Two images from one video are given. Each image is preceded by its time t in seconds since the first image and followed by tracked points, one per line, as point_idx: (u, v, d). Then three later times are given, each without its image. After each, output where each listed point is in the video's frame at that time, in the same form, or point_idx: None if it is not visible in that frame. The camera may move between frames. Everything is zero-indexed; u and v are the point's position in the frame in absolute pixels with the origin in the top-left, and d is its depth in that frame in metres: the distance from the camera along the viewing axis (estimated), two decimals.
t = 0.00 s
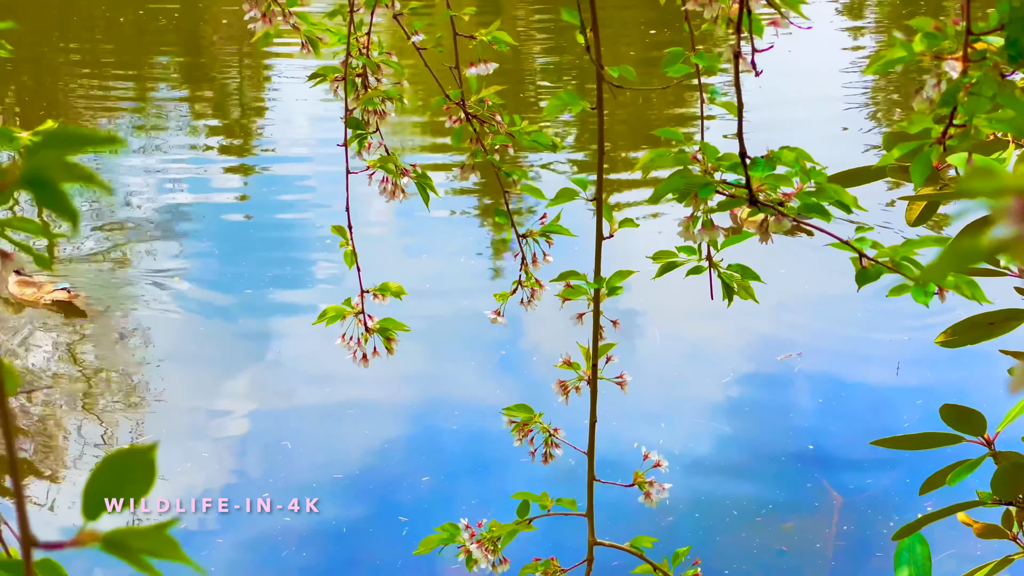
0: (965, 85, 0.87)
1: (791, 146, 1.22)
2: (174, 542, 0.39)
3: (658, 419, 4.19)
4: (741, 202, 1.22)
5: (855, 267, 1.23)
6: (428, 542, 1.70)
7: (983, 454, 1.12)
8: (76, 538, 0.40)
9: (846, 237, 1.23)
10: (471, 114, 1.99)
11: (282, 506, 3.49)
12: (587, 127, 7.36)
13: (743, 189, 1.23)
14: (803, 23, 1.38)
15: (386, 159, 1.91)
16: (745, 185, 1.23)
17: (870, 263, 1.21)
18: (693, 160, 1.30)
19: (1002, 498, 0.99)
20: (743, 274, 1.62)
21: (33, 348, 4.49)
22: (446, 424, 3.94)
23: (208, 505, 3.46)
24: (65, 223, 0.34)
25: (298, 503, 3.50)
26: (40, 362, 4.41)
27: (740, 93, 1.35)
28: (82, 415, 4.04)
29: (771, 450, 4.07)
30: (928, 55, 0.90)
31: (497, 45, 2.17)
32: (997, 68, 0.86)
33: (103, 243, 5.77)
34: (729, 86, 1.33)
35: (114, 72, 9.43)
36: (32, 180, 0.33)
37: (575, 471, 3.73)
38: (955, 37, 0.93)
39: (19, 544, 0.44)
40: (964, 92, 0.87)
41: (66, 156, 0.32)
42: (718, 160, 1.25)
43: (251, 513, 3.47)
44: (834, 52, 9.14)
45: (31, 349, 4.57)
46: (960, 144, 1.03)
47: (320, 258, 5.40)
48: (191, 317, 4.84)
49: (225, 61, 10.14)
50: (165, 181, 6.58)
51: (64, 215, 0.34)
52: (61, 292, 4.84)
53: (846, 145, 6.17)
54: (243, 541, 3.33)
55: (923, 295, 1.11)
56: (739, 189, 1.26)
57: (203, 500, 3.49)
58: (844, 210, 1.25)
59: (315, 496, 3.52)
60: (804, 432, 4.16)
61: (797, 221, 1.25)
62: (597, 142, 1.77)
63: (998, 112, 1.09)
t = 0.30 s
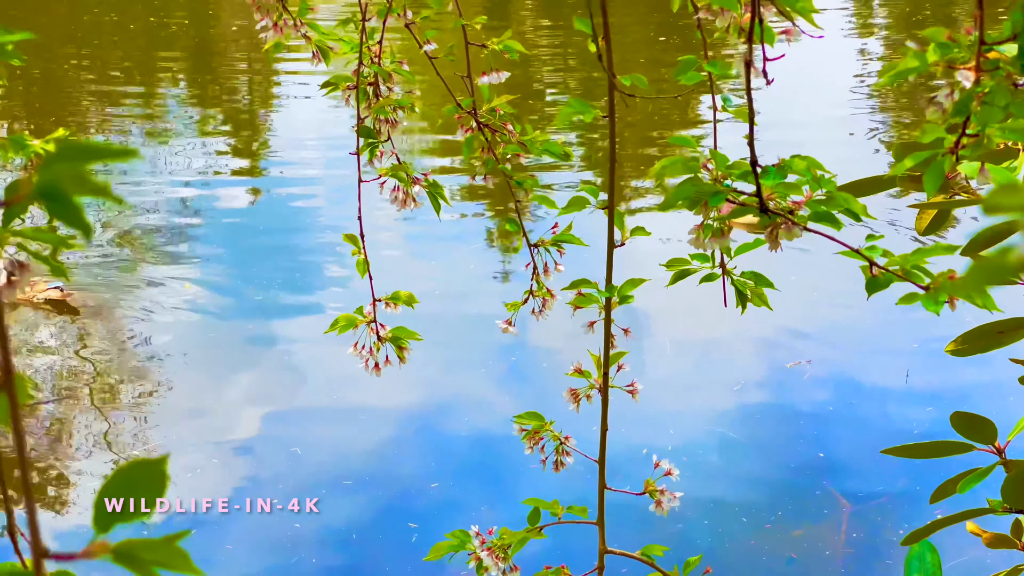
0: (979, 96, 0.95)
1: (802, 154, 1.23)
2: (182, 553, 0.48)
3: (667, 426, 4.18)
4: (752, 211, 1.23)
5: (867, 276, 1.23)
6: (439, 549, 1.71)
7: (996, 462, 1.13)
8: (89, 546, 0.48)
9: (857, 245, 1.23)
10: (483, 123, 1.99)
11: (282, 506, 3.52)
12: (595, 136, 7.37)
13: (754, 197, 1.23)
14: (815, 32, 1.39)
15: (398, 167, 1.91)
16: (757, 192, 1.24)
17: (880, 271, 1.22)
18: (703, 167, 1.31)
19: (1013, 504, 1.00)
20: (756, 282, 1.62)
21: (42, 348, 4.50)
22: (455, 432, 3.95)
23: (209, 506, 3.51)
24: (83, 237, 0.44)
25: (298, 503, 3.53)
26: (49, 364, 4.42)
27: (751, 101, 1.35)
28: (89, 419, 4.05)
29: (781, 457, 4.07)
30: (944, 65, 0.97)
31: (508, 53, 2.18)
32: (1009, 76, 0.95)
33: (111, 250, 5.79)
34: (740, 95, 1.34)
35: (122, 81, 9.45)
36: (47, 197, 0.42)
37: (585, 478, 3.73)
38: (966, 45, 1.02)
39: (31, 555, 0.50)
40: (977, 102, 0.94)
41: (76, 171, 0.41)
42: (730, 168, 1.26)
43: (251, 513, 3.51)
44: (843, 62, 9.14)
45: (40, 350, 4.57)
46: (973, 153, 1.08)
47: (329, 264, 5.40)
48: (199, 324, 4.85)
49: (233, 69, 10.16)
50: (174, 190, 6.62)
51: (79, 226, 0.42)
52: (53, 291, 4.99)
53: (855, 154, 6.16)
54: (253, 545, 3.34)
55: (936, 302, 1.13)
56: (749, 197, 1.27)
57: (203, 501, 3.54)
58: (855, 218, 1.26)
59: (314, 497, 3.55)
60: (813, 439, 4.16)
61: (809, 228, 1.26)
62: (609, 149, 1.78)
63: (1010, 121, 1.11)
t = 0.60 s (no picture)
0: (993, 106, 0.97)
1: (815, 164, 1.23)
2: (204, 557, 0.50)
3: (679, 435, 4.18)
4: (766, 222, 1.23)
5: (880, 287, 1.24)
6: (450, 558, 1.71)
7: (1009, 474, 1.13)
8: (114, 555, 0.49)
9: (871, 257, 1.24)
10: (497, 132, 2.01)
11: (282, 506, 3.60)
12: (607, 145, 7.37)
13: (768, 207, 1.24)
14: (829, 43, 1.39)
15: (413, 176, 1.93)
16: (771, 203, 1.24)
17: (894, 282, 1.22)
18: (716, 178, 1.31)
19: None
20: (770, 293, 1.62)
21: (56, 356, 4.52)
22: (467, 440, 3.95)
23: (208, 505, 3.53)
24: (109, 248, 0.45)
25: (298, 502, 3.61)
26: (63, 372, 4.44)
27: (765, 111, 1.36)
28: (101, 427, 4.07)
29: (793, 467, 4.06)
30: (957, 75, 1.00)
31: (522, 63, 2.19)
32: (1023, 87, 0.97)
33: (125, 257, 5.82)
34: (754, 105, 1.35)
35: (136, 90, 9.50)
36: (75, 209, 0.44)
37: (597, 487, 3.72)
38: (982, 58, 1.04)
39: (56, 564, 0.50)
40: (991, 113, 0.97)
41: (103, 184, 0.44)
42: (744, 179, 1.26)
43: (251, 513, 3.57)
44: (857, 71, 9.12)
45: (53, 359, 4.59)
46: (987, 164, 1.09)
47: (341, 273, 5.42)
48: (211, 332, 4.86)
49: (246, 78, 10.20)
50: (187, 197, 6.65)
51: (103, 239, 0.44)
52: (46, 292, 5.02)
53: (868, 164, 6.14)
54: (265, 551, 3.35)
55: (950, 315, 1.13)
56: (763, 208, 1.27)
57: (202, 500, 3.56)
58: (869, 230, 1.26)
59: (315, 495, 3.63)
60: (826, 449, 4.15)
61: (822, 238, 1.26)
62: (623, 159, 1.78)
63: None
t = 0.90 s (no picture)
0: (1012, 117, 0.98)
1: (832, 176, 1.23)
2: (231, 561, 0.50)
3: (694, 447, 4.17)
4: (782, 231, 1.24)
5: (897, 298, 1.24)
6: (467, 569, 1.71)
7: None
8: (140, 557, 0.50)
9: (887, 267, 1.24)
10: (513, 143, 2.01)
11: (281, 506, 3.65)
12: (622, 156, 7.37)
13: (784, 217, 1.24)
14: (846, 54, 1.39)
15: (429, 187, 1.93)
16: (787, 213, 1.24)
17: (911, 293, 1.22)
18: (733, 189, 1.32)
19: None
20: (788, 303, 1.62)
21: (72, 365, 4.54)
22: (482, 450, 3.95)
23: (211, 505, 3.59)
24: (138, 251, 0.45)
25: (297, 502, 3.67)
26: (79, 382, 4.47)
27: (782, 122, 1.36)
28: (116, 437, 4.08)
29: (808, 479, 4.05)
30: (975, 85, 1.02)
31: (539, 74, 2.19)
32: None
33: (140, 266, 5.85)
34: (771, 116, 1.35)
35: (152, 99, 9.54)
36: (105, 213, 0.43)
37: (612, 498, 3.72)
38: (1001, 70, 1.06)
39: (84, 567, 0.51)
40: (1010, 124, 0.97)
41: (127, 187, 0.43)
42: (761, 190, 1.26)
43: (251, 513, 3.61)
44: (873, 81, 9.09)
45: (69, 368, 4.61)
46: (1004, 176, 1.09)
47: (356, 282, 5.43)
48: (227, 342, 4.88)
49: (262, 87, 10.24)
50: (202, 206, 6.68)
51: (133, 241, 0.44)
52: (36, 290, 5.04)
53: (885, 175, 6.13)
54: (279, 561, 3.35)
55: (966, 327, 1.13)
56: (780, 218, 1.27)
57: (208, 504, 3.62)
58: (885, 241, 1.26)
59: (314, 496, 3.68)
60: (841, 460, 4.13)
61: (838, 248, 1.26)
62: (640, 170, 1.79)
63: None
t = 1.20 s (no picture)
0: None
1: (853, 191, 1.22)
2: None
3: (711, 461, 4.15)
4: (802, 246, 1.23)
5: (918, 313, 1.23)
6: None
7: None
8: None
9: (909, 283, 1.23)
10: (532, 157, 2.01)
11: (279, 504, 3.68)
12: (640, 169, 7.36)
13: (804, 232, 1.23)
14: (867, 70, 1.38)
15: (447, 201, 1.93)
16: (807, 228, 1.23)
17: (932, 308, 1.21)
18: (753, 203, 1.31)
19: None
20: (807, 319, 1.61)
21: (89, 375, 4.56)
22: (498, 464, 3.95)
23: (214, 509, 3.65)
24: (166, 271, 0.45)
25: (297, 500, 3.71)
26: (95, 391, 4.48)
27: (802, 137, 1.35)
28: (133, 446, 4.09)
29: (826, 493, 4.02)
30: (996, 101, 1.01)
31: (557, 89, 2.19)
32: None
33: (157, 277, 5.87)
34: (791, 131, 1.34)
35: (171, 111, 9.59)
36: (135, 234, 0.43)
37: (629, 512, 3.70)
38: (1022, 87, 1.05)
39: None
40: None
41: (158, 208, 0.43)
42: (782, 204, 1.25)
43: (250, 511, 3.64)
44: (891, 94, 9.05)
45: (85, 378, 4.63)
46: None
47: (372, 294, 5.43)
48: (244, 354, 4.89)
49: (281, 100, 10.28)
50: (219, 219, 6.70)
51: (161, 258, 0.44)
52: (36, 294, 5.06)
53: (903, 190, 6.10)
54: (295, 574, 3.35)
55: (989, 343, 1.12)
56: (800, 233, 1.27)
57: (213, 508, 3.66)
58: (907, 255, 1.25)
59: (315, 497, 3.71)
60: (859, 474, 4.11)
61: (858, 263, 1.26)
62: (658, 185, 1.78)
63: None
